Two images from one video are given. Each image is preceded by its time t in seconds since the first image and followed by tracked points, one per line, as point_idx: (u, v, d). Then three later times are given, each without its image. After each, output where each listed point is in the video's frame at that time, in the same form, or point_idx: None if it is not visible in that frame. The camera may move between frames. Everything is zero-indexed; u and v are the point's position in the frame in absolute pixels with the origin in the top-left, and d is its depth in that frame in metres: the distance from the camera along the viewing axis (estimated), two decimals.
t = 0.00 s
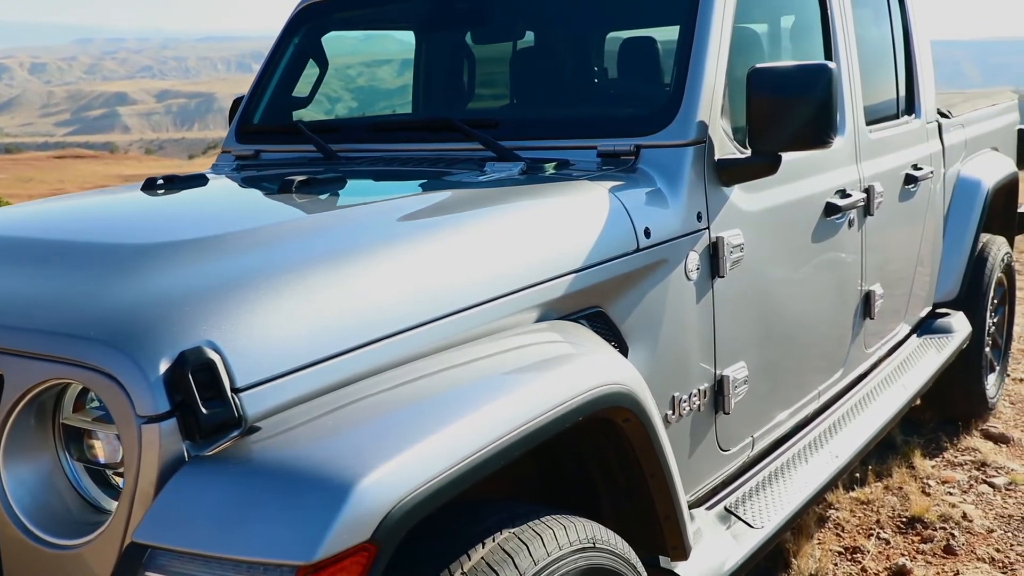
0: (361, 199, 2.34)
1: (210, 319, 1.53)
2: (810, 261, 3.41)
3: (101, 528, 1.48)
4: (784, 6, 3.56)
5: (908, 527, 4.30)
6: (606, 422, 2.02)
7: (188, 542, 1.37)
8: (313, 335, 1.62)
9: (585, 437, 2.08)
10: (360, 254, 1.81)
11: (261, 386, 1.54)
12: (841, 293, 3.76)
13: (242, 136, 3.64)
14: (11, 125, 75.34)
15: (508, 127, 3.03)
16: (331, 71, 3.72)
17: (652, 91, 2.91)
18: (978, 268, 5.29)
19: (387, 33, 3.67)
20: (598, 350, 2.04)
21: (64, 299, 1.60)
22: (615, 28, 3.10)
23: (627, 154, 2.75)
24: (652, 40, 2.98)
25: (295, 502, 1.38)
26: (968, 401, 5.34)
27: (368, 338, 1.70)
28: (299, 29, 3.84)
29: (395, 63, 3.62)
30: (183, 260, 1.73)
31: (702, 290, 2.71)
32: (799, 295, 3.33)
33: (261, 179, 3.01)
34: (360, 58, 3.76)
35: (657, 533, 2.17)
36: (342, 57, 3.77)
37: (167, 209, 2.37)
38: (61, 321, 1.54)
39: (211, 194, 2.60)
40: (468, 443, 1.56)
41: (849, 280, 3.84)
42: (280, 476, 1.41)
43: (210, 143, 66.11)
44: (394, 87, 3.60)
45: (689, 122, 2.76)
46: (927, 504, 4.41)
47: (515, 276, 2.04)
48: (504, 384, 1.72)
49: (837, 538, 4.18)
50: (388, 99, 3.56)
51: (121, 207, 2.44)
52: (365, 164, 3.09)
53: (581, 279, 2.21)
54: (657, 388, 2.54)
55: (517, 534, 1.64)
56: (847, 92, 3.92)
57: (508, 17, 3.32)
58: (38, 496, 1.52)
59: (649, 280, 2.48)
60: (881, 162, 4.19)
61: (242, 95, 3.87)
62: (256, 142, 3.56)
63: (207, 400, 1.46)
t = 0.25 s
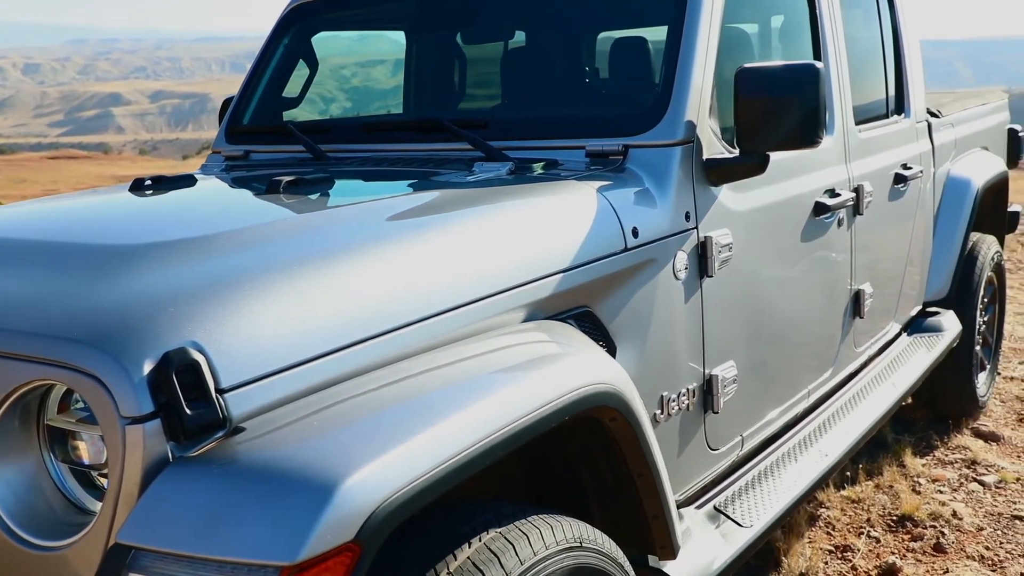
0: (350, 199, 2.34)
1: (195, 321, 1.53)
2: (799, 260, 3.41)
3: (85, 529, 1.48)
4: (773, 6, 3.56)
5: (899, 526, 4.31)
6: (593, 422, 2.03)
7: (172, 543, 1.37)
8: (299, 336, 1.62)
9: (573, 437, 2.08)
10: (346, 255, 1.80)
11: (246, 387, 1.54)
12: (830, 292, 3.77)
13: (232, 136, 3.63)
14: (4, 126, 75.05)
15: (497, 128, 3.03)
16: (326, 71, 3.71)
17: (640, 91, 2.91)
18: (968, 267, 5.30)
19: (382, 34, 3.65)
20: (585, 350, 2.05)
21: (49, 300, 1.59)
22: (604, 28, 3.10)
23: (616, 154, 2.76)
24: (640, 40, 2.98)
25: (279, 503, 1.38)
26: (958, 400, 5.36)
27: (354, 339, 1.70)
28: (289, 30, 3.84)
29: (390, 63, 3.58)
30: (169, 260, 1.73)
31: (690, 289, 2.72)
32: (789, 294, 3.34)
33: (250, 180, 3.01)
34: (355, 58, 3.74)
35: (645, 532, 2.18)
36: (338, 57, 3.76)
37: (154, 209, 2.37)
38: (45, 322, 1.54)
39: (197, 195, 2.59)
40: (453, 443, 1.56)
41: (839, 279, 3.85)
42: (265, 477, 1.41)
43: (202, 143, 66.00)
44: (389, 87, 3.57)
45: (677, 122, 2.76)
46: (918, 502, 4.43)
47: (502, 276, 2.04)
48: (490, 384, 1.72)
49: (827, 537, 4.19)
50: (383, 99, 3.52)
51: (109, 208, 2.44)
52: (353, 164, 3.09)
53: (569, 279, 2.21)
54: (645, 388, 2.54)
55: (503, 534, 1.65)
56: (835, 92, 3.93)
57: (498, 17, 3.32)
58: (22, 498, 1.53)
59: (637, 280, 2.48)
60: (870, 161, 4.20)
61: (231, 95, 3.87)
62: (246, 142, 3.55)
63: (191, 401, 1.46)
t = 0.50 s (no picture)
0: (338, 199, 2.34)
1: (179, 321, 1.53)
2: (788, 260, 3.42)
3: (69, 530, 1.48)
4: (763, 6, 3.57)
5: (889, 524, 4.33)
6: (580, 421, 2.03)
7: (155, 544, 1.37)
8: (284, 336, 1.62)
9: (560, 437, 2.08)
10: (332, 255, 1.80)
11: (231, 388, 1.54)
12: (820, 291, 3.78)
13: (222, 137, 3.63)
14: None
15: (487, 128, 3.03)
16: (321, 71, 3.70)
17: (629, 92, 2.91)
18: (958, 266, 5.32)
19: (376, 34, 3.64)
20: (573, 350, 2.05)
21: (34, 301, 1.59)
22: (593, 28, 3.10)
23: (604, 154, 2.76)
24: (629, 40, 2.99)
25: (263, 504, 1.37)
26: (949, 399, 5.38)
27: (340, 339, 1.70)
28: (279, 31, 3.84)
29: (384, 63, 3.57)
30: (154, 260, 1.72)
31: (679, 289, 2.72)
32: (778, 294, 3.35)
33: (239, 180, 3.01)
34: (350, 58, 3.74)
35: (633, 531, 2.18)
36: (333, 57, 3.76)
37: (143, 210, 2.37)
38: (30, 324, 1.54)
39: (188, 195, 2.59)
40: (438, 443, 1.56)
41: (829, 278, 3.86)
42: (249, 478, 1.40)
43: (195, 143, 65.88)
44: (382, 87, 3.55)
45: (665, 122, 2.77)
46: (908, 501, 4.44)
47: (490, 276, 2.04)
48: (476, 384, 1.72)
49: (818, 536, 4.20)
50: (377, 100, 3.51)
51: (98, 208, 2.44)
52: (343, 164, 3.09)
53: (557, 279, 2.21)
54: (633, 388, 2.54)
55: (490, 534, 1.65)
56: (825, 92, 3.94)
57: (488, 17, 3.32)
58: (7, 499, 1.53)
59: (625, 279, 2.48)
60: (860, 161, 4.21)
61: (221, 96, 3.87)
62: (236, 142, 3.55)
63: (175, 402, 1.46)
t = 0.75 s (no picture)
0: (326, 199, 2.34)
1: (164, 322, 1.52)
2: (777, 259, 3.42)
3: (53, 532, 1.48)
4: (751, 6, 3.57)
5: (879, 523, 4.34)
6: (566, 421, 2.03)
7: (139, 545, 1.37)
8: (269, 337, 1.61)
9: (547, 436, 2.09)
10: (318, 255, 1.80)
11: (215, 389, 1.53)
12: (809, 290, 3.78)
13: (211, 137, 3.62)
14: None
15: (476, 128, 3.03)
16: (315, 71, 3.69)
17: (617, 92, 2.91)
18: (948, 265, 5.33)
19: (372, 34, 3.62)
20: (560, 350, 2.05)
21: (19, 303, 1.59)
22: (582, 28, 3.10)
23: (592, 154, 2.76)
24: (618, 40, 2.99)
25: (247, 505, 1.37)
26: (940, 398, 5.39)
27: (325, 339, 1.70)
28: (268, 31, 3.84)
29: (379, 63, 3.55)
30: (140, 261, 1.72)
31: (668, 288, 2.73)
32: (767, 293, 3.35)
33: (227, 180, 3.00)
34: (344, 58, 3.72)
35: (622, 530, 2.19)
36: (326, 57, 3.74)
37: (130, 210, 2.36)
38: (14, 325, 1.53)
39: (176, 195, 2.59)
40: (422, 443, 1.56)
41: (818, 278, 3.87)
42: (232, 479, 1.40)
43: (187, 144, 65.73)
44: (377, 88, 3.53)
45: (653, 121, 2.77)
46: (898, 499, 4.45)
47: (477, 276, 2.04)
48: (461, 384, 1.72)
49: (809, 534, 4.21)
50: (371, 100, 3.49)
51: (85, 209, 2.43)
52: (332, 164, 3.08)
53: (544, 278, 2.21)
54: (621, 388, 2.55)
55: (476, 534, 1.65)
56: (814, 91, 3.95)
57: (478, 17, 3.32)
58: None
59: (613, 279, 2.48)
60: (850, 160, 4.22)
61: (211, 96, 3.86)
62: (225, 143, 3.55)
63: (159, 403, 1.46)
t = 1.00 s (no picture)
0: (314, 199, 2.33)
1: (148, 323, 1.52)
2: (766, 259, 3.43)
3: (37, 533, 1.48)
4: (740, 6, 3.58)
5: (869, 521, 4.35)
6: (553, 421, 2.03)
7: (122, 546, 1.37)
8: (254, 337, 1.61)
9: (534, 436, 2.09)
10: (304, 255, 1.80)
11: (199, 389, 1.53)
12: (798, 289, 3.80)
13: (200, 138, 3.62)
14: None
15: (465, 128, 3.03)
16: (309, 72, 3.70)
17: (605, 92, 2.92)
18: (939, 264, 5.35)
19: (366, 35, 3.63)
20: (547, 349, 2.05)
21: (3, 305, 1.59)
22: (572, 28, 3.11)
23: (581, 154, 2.77)
24: (607, 40, 2.99)
25: (230, 505, 1.37)
26: (930, 396, 5.41)
27: (311, 340, 1.70)
28: (257, 32, 3.84)
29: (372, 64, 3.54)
30: (125, 261, 1.72)
31: (656, 288, 2.73)
32: (756, 292, 3.36)
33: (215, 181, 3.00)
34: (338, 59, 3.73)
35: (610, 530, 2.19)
36: (321, 58, 3.75)
37: (116, 211, 2.36)
38: None
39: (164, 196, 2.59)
40: (407, 444, 1.56)
41: (807, 277, 3.88)
42: (216, 479, 1.40)
43: (178, 145, 65.59)
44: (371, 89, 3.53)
45: (642, 121, 2.78)
46: (889, 498, 4.46)
47: (465, 276, 2.04)
48: (447, 384, 1.72)
49: (799, 533, 4.22)
50: (364, 100, 3.49)
51: (72, 210, 2.43)
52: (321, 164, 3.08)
53: (532, 278, 2.21)
54: (610, 387, 2.55)
55: (463, 534, 1.65)
56: (803, 91, 3.96)
57: (467, 17, 3.32)
58: None
59: (601, 279, 2.49)
60: (839, 160, 4.23)
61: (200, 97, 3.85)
62: (214, 143, 3.54)
63: (142, 404, 1.46)
